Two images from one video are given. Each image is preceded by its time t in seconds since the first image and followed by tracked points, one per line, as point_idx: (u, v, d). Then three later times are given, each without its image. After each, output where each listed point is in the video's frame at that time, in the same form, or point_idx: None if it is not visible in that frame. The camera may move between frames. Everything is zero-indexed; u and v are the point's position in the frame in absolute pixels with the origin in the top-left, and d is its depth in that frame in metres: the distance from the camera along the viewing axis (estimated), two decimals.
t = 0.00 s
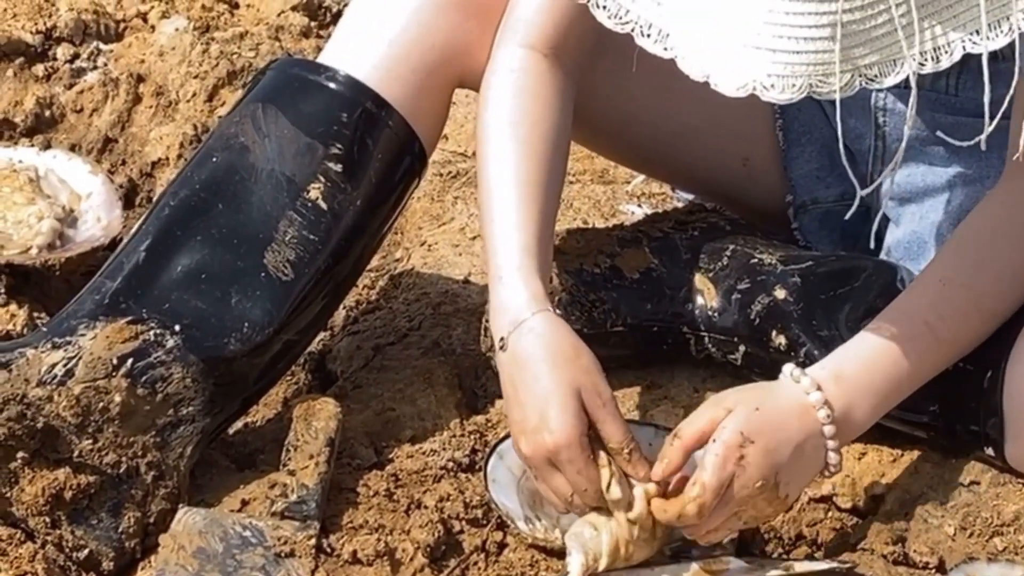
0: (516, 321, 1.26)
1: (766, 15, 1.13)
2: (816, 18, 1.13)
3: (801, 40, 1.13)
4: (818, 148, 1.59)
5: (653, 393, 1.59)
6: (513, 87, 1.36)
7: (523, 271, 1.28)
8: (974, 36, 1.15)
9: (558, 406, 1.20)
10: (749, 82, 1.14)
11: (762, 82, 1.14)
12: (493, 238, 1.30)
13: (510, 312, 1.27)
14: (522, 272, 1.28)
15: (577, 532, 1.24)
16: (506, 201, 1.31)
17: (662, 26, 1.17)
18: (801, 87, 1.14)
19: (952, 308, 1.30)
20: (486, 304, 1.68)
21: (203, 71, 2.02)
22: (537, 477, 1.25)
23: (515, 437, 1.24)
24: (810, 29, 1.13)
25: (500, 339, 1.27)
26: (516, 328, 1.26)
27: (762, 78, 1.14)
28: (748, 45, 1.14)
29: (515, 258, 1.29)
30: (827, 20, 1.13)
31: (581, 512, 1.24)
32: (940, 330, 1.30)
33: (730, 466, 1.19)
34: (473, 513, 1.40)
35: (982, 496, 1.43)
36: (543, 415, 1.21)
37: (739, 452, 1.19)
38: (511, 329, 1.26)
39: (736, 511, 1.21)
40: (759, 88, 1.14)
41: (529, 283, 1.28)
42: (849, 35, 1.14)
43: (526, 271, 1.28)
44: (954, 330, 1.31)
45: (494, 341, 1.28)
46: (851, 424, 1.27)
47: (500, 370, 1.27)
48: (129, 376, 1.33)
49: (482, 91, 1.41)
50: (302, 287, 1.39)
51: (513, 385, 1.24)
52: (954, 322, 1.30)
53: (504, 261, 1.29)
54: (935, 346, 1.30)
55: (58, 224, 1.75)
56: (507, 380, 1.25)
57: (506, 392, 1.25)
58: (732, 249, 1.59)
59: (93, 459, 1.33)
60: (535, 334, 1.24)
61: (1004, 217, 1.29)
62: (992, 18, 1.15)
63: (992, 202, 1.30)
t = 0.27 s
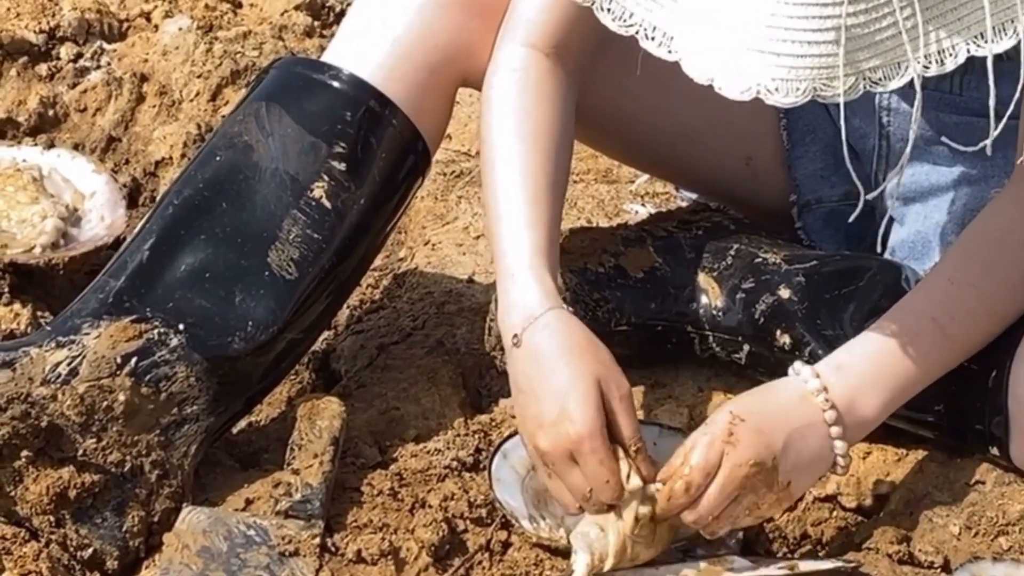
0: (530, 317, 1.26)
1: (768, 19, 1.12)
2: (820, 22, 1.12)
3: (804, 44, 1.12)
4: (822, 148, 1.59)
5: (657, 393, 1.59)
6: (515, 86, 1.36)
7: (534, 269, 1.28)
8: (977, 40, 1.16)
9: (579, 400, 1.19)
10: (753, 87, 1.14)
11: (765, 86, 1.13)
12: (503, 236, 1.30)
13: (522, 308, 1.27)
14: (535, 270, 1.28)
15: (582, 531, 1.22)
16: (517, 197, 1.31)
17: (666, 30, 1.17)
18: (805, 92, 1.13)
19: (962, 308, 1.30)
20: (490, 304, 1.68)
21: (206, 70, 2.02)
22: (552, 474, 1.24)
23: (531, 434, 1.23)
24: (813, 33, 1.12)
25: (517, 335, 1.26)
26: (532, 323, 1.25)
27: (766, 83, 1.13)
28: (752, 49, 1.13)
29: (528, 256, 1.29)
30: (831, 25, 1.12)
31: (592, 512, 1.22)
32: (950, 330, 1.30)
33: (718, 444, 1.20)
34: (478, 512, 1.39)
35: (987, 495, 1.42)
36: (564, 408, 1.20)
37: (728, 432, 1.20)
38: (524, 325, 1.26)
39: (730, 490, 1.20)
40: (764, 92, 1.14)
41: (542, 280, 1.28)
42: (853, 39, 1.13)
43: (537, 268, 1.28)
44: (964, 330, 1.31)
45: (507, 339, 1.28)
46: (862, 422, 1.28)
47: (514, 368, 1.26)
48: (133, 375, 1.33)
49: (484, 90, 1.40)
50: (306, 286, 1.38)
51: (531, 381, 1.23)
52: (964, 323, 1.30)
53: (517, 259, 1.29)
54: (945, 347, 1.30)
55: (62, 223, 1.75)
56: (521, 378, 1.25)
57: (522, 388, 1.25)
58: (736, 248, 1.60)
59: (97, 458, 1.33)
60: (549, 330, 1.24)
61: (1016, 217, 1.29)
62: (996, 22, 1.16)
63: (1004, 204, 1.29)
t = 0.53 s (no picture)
0: (542, 315, 1.25)
1: (774, 18, 1.12)
2: (823, 19, 1.12)
3: (808, 41, 1.12)
4: (825, 146, 1.58)
5: (659, 391, 1.58)
6: (520, 84, 1.35)
7: (546, 266, 1.28)
8: (982, 37, 1.15)
9: (592, 397, 1.19)
10: (758, 84, 1.14)
11: (770, 83, 1.13)
12: (513, 233, 1.30)
13: (534, 306, 1.26)
14: (546, 267, 1.27)
15: (587, 530, 1.21)
16: (528, 194, 1.30)
17: (670, 27, 1.17)
18: (810, 88, 1.13)
19: (965, 309, 1.30)
20: (492, 302, 1.68)
21: (207, 68, 2.01)
22: (565, 474, 1.23)
23: (544, 432, 1.23)
24: (817, 30, 1.12)
25: (529, 334, 1.26)
26: (544, 321, 1.25)
27: (770, 80, 1.13)
28: (756, 46, 1.13)
29: (539, 253, 1.28)
30: (834, 22, 1.12)
31: (602, 511, 1.22)
32: (951, 332, 1.30)
33: (723, 454, 1.19)
34: (479, 511, 1.39)
35: (990, 494, 1.41)
36: (578, 405, 1.19)
37: (733, 443, 1.19)
38: (537, 323, 1.26)
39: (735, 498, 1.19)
40: (769, 89, 1.14)
41: (552, 278, 1.27)
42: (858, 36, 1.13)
43: (548, 266, 1.28)
44: (966, 331, 1.30)
45: (519, 339, 1.27)
46: (868, 427, 1.27)
47: (526, 366, 1.26)
48: (134, 373, 1.32)
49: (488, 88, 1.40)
50: (306, 284, 1.38)
51: (543, 379, 1.23)
52: (965, 324, 1.30)
53: (528, 258, 1.28)
54: (947, 348, 1.30)
55: (63, 221, 1.75)
56: (534, 376, 1.24)
57: (534, 386, 1.24)
58: (738, 247, 1.59)
59: (97, 456, 1.32)
60: (562, 328, 1.23)
61: (1015, 219, 1.29)
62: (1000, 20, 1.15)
63: (1003, 205, 1.30)
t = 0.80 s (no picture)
0: (528, 317, 1.25)
1: (779, 14, 1.12)
2: (828, 16, 1.12)
3: (813, 37, 1.12)
4: (829, 144, 1.58)
5: (662, 391, 1.58)
6: (520, 84, 1.35)
7: (532, 269, 1.27)
8: (988, 33, 1.14)
9: (580, 397, 1.19)
10: (763, 81, 1.13)
11: (774, 80, 1.13)
12: (505, 233, 1.30)
13: (520, 308, 1.26)
14: (535, 269, 1.27)
15: (591, 530, 1.21)
16: (520, 195, 1.30)
17: (675, 26, 1.16)
18: (815, 85, 1.14)
19: (969, 311, 1.30)
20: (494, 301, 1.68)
21: (209, 67, 2.01)
22: (561, 475, 1.23)
23: (537, 434, 1.23)
24: (821, 27, 1.12)
25: (515, 336, 1.26)
26: (529, 323, 1.25)
27: (775, 77, 1.13)
28: (761, 43, 1.13)
29: (527, 255, 1.28)
30: (838, 19, 1.12)
31: (601, 511, 1.22)
32: (955, 333, 1.29)
33: (752, 480, 1.18)
34: (481, 511, 1.39)
35: (993, 494, 1.42)
36: (566, 407, 1.19)
37: (762, 468, 1.18)
38: (522, 326, 1.25)
39: (753, 523, 1.20)
40: (774, 87, 1.14)
41: (539, 279, 1.27)
42: (862, 32, 1.13)
43: (537, 267, 1.28)
44: (970, 333, 1.30)
45: (507, 340, 1.27)
46: (871, 428, 1.26)
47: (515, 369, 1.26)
48: (136, 372, 1.32)
49: (490, 88, 1.40)
50: (309, 283, 1.38)
51: (532, 380, 1.23)
52: (969, 325, 1.30)
53: (516, 259, 1.28)
54: (950, 349, 1.30)
55: (65, 220, 1.75)
56: (523, 378, 1.24)
57: (524, 388, 1.24)
58: (741, 246, 1.59)
59: (99, 455, 1.32)
60: (548, 329, 1.23)
61: (1016, 218, 1.29)
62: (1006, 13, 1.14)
63: (1003, 204, 1.30)
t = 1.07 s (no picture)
0: (537, 316, 1.25)
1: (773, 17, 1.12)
2: (822, 19, 1.12)
3: (807, 40, 1.12)
4: (828, 142, 1.57)
5: (661, 389, 1.58)
6: (519, 82, 1.35)
7: (541, 266, 1.27)
8: (983, 34, 1.16)
9: (594, 395, 1.19)
10: (759, 84, 1.14)
11: (770, 83, 1.13)
12: (511, 232, 1.29)
13: (528, 307, 1.26)
14: (542, 267, 1.27)
15: (592, 527, 1.21)
16: (526, 193, 1.30)
17: (671, 27, 1.17)
18: (811, 88, 1.13)
19: (967, 310, 1.29)
20: (493, 300, 1.68)
21: (209, 66, 2.01)
22: (567, 475, 1.23)
23: (546, 434, 1.22)
24: (816, 30, 1.12)
25: (523, 335, 1.25)
26: (537, 322, 1.25)
27: (771, 80, 1.13)
28: (756, 46, 1.13)
29: (535, 254, 1.28)
30: (833, 22, 1.12)
31: (606, 511, 1.21)
32: (953, 332, 1.29)
33: (742, 466, 1.17)
34: (480, 510, 1.39)
35: (992, 493, 1.41)
36: (580, 405, 1.19)
37: (752, 452, 1.17)
38: (532, 325, 1.25)
39: (748, 510, 1.18)
40: (769, 90, 1.14)
41: (547, 278, 1.27)
42: (857, 34, 1.13)
43: (544, 266, 1.27)
44: (967, 332, 1.30)
45: (514, 340, 1.27)
46: (867, 424, 1.26)
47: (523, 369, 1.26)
48: (134, 372, 1.32)
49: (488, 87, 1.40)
50: (308, 282, 1.38)
51: (542, 380, 1.23)
52: (967, 325, 1.30)
53: (520, 257, 1.28)
54: (947, 348, 1.30)
55: (64, 219, 1.75)
56: (533, 377, 1.24)
57: (532, 387, 1.24)
58: (740, 245, 1.59)
59: (98, 454, 1.32)
60: (558, 328, 1.23)
61: (1016, 218, 1.29)
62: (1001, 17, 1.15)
63: (1003, 203, 1.30)
